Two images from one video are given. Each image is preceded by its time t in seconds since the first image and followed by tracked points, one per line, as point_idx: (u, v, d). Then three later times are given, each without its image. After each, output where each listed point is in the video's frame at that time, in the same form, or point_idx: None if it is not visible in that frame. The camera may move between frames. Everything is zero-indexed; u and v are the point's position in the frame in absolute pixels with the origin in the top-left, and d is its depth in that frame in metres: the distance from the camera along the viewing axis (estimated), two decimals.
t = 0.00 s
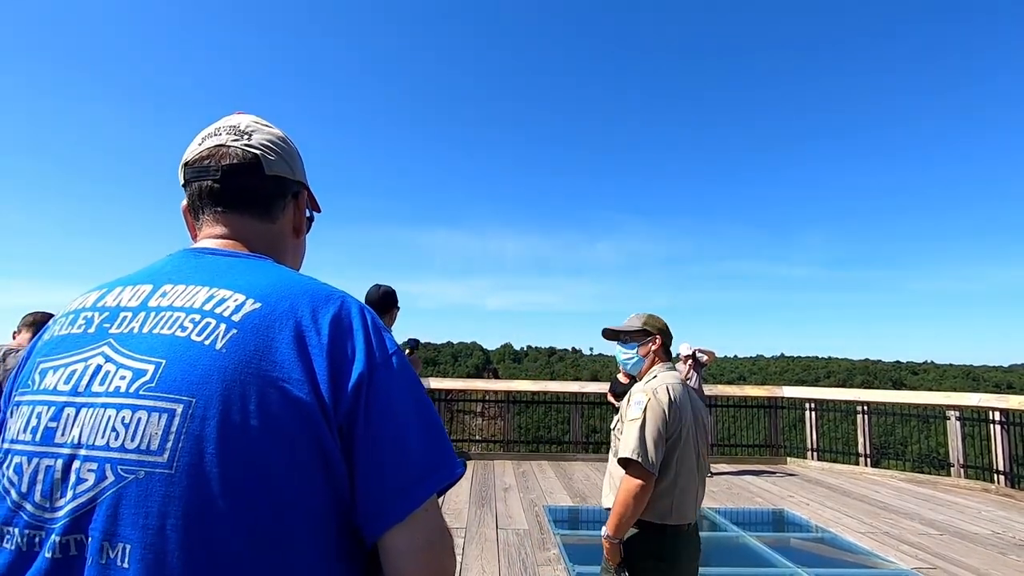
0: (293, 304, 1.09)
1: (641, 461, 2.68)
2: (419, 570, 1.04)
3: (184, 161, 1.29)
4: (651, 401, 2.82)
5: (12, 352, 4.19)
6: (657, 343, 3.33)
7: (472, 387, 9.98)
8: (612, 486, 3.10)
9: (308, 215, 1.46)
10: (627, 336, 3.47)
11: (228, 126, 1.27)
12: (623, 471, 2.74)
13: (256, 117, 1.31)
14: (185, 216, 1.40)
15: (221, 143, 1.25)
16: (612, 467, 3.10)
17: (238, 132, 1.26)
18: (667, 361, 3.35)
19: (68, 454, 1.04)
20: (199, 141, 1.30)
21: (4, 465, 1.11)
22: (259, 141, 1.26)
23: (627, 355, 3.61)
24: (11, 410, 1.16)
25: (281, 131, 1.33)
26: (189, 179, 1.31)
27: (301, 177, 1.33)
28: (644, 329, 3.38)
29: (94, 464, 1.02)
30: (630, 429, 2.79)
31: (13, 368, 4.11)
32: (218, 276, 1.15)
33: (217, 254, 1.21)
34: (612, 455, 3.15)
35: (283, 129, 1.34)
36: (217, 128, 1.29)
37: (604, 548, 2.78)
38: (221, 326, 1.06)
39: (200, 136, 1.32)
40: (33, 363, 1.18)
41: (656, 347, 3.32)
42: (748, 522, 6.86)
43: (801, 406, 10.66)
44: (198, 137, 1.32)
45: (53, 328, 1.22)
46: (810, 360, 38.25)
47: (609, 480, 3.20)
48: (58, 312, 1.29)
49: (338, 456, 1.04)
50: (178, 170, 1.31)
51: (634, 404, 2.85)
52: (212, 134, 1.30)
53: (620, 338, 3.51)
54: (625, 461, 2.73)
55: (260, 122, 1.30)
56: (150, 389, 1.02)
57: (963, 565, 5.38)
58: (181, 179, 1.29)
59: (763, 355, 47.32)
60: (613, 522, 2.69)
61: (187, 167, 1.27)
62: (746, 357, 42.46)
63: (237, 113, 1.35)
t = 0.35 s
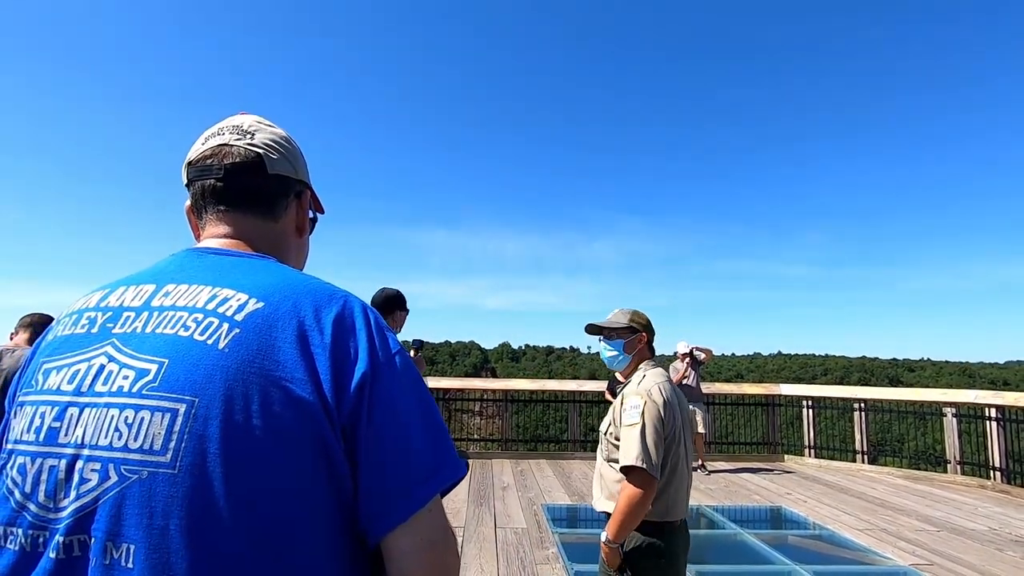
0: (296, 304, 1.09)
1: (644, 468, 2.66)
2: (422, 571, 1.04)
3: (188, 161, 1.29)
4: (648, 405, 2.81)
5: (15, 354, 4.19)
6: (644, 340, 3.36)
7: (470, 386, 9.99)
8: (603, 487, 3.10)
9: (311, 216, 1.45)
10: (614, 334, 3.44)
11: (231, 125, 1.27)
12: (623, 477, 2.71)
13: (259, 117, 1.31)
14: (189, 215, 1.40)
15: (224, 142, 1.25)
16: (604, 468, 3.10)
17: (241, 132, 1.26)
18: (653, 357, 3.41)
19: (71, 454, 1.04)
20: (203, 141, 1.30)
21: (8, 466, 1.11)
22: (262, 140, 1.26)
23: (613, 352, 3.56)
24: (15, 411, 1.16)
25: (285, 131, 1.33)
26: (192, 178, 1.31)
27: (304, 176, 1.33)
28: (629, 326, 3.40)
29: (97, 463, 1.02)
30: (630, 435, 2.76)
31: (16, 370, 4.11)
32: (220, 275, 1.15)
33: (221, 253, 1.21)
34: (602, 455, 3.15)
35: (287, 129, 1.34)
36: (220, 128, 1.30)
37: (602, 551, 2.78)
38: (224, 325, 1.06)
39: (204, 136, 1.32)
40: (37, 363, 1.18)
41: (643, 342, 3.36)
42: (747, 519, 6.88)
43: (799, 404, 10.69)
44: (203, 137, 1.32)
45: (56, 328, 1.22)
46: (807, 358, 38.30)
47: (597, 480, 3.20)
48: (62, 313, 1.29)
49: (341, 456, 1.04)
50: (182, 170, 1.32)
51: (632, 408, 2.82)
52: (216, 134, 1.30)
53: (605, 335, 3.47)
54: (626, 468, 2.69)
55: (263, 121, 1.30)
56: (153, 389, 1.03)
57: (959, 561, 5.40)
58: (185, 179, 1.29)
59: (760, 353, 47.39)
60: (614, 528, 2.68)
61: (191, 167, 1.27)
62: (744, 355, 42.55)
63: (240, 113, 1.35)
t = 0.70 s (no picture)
0: (299, 306, 1.09)
1: (635, 478, 2.67)
2: None
3: (192, 164, 1.30)
4: (640, 415, 2.80)
5: (16, 355, 4.19)
6: (627, 342, 3.37)
7: (468, 387, 9.99)
8: (586, 490, 3.11)
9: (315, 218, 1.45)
10: (597, 337, 3.45)
11: (235, 128, 1.27)
12: (613, 486, 2.71)
13: (263, 120, 1.31)
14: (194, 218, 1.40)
15: (227, 144, 1.25)
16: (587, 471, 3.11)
17: (244, 134, 1.26)
18: (637, 359, 3.43)
19: (75, 458, 1.04)
20: (207, 143, 1.30)
21: (12, 470, 1.11)
22: (265, 142, 1.26)
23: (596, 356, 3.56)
24: (19, 414, 1.16)
25: (288, 132, 1.32)
26: (196, 181, 1.31)
27: (308, 178, 1.32)
28: (612, 328, 3.40)
29: (100, 468, 1.02)
30: (622, 444, 2.76)
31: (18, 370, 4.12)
32: (223, 278, 1.15)
33: (226, 255, 1.21)
34: (585, 458, 3.15)
35: (291, 131, 1.34)
36: (224, 131, 1.30)
37: (586, 557, 2.78)
38: (228, 329, 1.06)
39: (208, 139, 1.32)
40: (41, 367, 1.18)
41: (627, 343, 3.37)
42: (744, 519, 6.89)
43: (796, 404, 10.72)
44: (207, 140, 1.33)
45: (60, 331, 1.22)
46: (804, 358, 38.37)
47: (579, 482, 3.21)
48: (66, 316, 1.29)
49: (345, 460, 1.04)
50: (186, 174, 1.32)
51: (624, 417, 2.81)
52: (220, 136, 1.30)
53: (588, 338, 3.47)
54: (617, 477, 2.69)
55: (266, 123, 1.30)
56: (157, 393, 1.02)
57: (956, 561, 5.42)
58: (189, 182, 1.30)
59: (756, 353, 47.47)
60: (601, 535, 2.69)
61: (194, 170, 1.27)
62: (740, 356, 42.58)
63: (245, 117, 1.35)
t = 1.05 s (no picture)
0: (298, 309, 1.09)
1: (616, 487, 2.67)
2: None
3: (191, 172, 1.32)
4: (623, 423, 2.79)
5: (16, 357, 4.19)
6: (617, 346, 3.39)
7: (466, 389, 10.00)
8: (570, 494, 3.12)
9: (320, 218, 1.43)
10: (586, 341, 3.46)
11: (228, 133, 1.29)
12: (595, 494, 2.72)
13: (256, 123, 1.31)
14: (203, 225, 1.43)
15: (217, 149, 1.27)
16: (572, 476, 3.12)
17: (234, 137, 1.27)
18: (625, 363, 3.44)
19: (74, 460, 1.04)
20: (205, 151, 1.33)
21: (14, 471, 1.11)
22: (253, 144, 1.26)
23: (585, 359, 3.56)
24: (21, 416, 1.16)
25: (281, 133, 1.32)
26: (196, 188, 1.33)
27: (301, 177, 1.31)
28: (603, 332, 3.40)
29: (99, 470, 1.02)
30: (604, 453, 2.76)
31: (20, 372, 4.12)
32: (222, 280, 1.15)
33: (226, 258, 1.21)
34: (571, 462, 3.16)
35: (285, 132, 1.34)
36: (219, 137, 1.32)
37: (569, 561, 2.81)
38: (226, 331, 1.06)
39: (207, 148, 1.35)
40: (43, 369, 1.18)
41: (617, 347, 3.38)
42: (742, 521, 6.89)
43: (793, 405, 10.73)
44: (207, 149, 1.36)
45: (62, 333, 1.22)
46: (802, 360, 38.39)
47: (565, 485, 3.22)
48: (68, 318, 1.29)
49: (344, 462, 1.04)
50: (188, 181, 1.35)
51: (607, 425, 2.81)
52: (215, 143, 1.32)
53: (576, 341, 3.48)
54: (599, 486, 2.70)
55: (259, 126, 1.31)
56: (156, 396, 1.02)
57: (952, 561, 5.43)
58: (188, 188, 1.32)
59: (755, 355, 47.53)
60: (581, 542, 2.70)
61: (190, 176, 1.30)
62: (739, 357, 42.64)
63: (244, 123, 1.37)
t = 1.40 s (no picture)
0: (305, 313, 1.09)
1: (611, 490, 2.67)
2: None
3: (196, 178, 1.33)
4: (619, 426, 2.79)
5: (20, 359, 4.19)
6: (613, 351, 3.40)
7: (466, 392, 10.00)
8: (569, 497, 3.13)
9: (325, 220, 1.43)
10: (584, 345, 3.46)
11: (231, 138, 1.29)
12: (591, 496, 2.72)
13: (258, 127, 1.32)
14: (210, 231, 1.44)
15: (220, 154, 1.27)
16: (571, 479, 3.13)
17: (237, 142, 1.27)
18: (623, 367, 3.43)
19: (81, 463, 1.04)
20: (208, 157, 1.33)
21: (21, 474, 1.11)
22: (255, 148, 1.26)
23: (581, 364, 3.54)
24: (29, 418, 1.16)
25: (284, 137, 1.32)
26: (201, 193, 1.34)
27: (304, 180, 1.31)
28: (600, 337, 3.41)
29: (107, 473, 1.02)
30: (600, 456, 2.76)
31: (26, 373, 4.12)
32: (228, 284, 1.15)
33: (232, 262, 1.21)
34: (570, 465, 3.16)
35: (287, 135, 1.34)
36: (223, 143, 1.32)
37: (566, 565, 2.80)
38: (233, 335, 1.06)
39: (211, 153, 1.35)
40: (50, 371, 1.18)
41: (613, 353, 3.40)
42: (742, 524, 6.88)
43: (793, 409, 10.69)
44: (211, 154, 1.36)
45: (70, 336, 1.22)
46: (802, 363, 38.34)
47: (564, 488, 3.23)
48: (76, 321, 1.30)
49: (350, 467, 1.04)
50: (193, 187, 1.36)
51: (603, 428, 2.81)
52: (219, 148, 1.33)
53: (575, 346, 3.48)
54: (594, 489, 2.70)
55: (262, 130, 1.31)
56: (163, 400, 1.02)
57: (952, 566, 5.42)
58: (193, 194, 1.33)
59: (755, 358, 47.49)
60: (577, 545, 2.70)
61: (194, 182, 1.30)
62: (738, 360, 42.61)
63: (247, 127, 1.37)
